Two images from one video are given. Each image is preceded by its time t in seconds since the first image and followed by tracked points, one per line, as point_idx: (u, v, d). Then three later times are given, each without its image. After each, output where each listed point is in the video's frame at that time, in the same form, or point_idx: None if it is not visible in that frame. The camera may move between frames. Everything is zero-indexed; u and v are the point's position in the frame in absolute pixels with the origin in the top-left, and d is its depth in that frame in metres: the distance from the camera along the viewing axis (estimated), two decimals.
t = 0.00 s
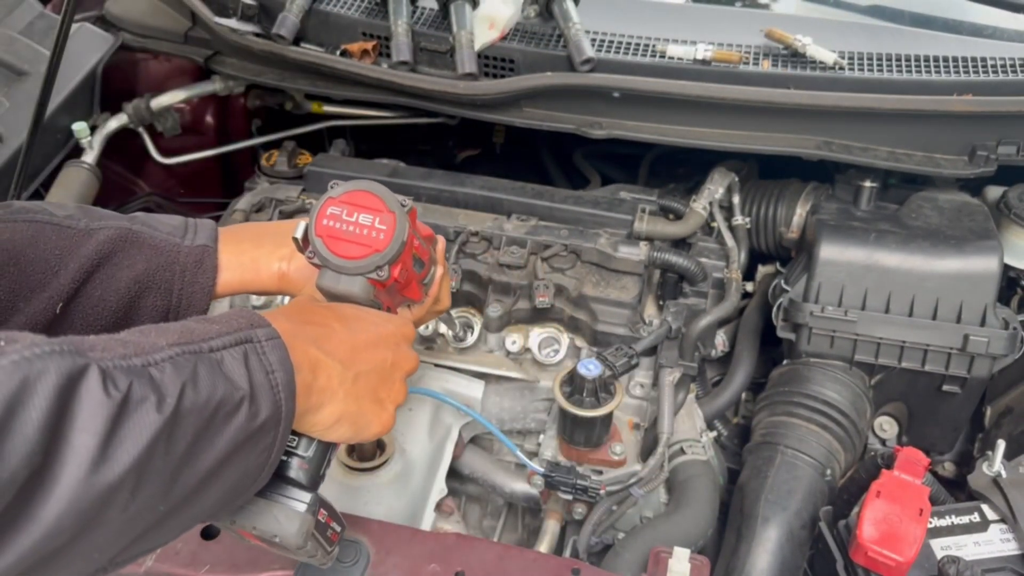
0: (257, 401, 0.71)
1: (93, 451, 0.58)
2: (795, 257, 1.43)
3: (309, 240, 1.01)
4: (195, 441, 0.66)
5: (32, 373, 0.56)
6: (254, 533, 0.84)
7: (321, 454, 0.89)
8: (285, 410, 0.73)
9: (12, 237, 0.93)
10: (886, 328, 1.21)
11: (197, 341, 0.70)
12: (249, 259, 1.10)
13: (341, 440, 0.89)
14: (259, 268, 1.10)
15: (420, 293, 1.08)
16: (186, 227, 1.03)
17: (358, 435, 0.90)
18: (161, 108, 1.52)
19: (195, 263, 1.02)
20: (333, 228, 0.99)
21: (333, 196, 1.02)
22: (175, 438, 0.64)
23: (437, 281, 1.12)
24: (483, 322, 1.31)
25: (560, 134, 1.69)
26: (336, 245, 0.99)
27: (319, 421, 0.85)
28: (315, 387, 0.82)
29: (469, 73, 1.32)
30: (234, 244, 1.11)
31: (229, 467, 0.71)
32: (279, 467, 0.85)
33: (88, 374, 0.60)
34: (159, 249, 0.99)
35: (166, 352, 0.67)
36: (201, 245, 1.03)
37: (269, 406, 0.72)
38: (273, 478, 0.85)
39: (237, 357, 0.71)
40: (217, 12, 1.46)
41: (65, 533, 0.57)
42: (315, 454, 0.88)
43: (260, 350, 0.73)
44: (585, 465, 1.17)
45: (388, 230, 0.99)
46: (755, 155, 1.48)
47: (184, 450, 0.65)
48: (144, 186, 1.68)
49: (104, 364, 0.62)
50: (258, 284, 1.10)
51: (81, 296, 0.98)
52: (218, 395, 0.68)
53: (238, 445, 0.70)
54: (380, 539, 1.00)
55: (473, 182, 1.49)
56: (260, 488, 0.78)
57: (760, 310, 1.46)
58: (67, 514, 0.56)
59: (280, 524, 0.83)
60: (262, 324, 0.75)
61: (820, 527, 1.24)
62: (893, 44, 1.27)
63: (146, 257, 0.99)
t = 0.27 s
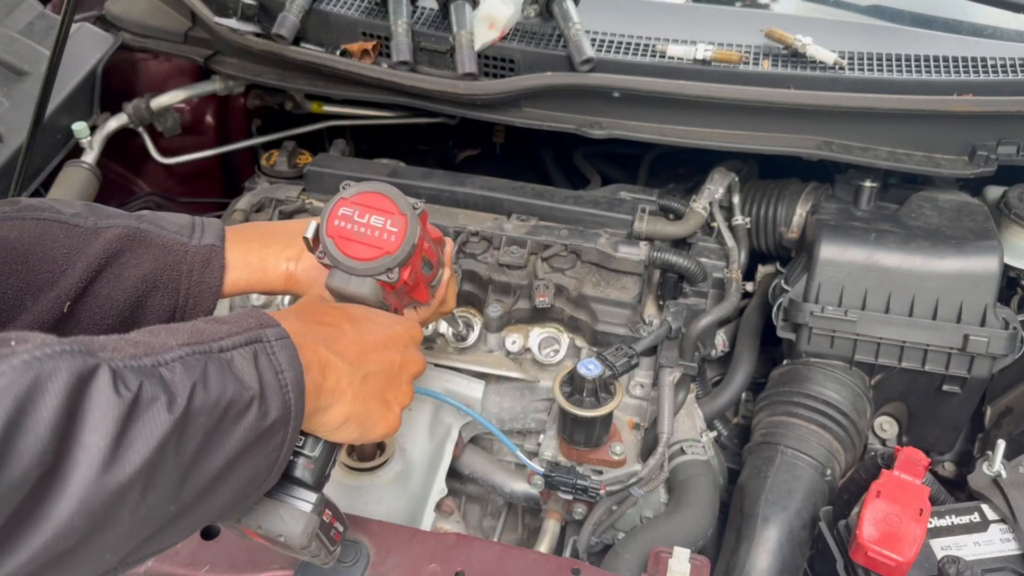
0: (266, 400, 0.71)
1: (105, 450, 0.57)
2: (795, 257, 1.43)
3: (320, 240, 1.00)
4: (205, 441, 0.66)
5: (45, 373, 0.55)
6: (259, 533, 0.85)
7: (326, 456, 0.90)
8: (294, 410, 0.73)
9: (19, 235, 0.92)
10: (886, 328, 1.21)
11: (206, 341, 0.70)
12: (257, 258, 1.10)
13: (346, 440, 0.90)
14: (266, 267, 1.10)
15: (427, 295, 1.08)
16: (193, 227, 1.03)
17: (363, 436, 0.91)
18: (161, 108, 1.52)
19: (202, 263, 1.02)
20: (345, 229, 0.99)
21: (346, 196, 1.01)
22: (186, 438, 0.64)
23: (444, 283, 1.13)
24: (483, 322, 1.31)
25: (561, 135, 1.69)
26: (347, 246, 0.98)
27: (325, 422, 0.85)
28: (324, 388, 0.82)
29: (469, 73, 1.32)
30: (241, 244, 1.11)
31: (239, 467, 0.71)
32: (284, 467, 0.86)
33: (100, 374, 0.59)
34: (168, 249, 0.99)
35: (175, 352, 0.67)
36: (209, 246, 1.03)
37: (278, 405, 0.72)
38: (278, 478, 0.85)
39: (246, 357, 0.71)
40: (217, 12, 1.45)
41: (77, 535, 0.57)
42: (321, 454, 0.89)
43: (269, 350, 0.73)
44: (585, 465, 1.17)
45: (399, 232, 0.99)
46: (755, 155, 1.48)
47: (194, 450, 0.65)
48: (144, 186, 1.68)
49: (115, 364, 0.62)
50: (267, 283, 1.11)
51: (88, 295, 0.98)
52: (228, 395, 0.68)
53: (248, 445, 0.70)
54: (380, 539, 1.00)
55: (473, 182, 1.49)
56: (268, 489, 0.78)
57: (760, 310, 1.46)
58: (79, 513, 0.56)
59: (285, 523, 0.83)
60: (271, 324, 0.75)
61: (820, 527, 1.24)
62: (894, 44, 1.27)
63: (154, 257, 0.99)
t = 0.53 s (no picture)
0: (271, 393, 0.71)
1: (111, 443, 0.57)
2: (795, 257, 1.43)
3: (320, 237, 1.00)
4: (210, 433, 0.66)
5: (52, 366, 0.55)
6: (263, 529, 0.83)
7: (329, 451, 0.90)
8: (298, 403, 0.73)
9: (21, 234, 0.91)
10: (887, 328, 1.21)
11: (211, 334, 0.70)
12: (258, 257, 1.10)
13: (346, 435, 0.90)
14: (267, 266, 1.11)
15: (428, 292, 1.08)
16: (195, 226, 1.03)
17: (363, 431, 0.91)
18: (161, 108, 1.52)
19: (204, 262, 1.02)
20: (345, 226, 0.99)
21: (346, 192, 1.02)
22: (191, 430, 0.64)
23: (444, 280, 1.13)
24: (483, 322, 1.31)
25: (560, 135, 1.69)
26: (347, 242, 0.98)
27: (326, 417, 0.85)
28: (327, 382, 0.82)
29: (469, 73, 1.32)
30: (240, 243, 1.11)
31: (243, 460, 0.70)
32: (288, 463, 0.86)
33: (106, 366, 0.59)
34: (170, 249, 0.99)
35: (180, 345, 0.67)
36: (210, 245, 1.03)
37: (282, 398, 0.71)
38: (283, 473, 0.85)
39: (251, 350, 0.71)
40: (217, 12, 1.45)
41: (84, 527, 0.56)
42: (323, 450, 0.88)
43: (273, 343, 0.73)
44: (585, 465, 1.17)
45: (399, 228, 0.99)
46: (755, 155, 1.48)
47: (200, 443, 0.65)
48: (144, 186, 1.68)
49: (120, 357, 0.61)
50: (268, 283, 1.11)
51: (90, 293, 0.98)
52: (233, 388, 0.67)
53: (252, 438, 0.70)
54: (380, 539, 1.00)
55: (473, 181, 1.49)
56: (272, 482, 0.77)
57: (760, 310, 1.46)
58: (85, 505, 0.56)
59: (289, 518, 0.82)
60: (274, 317, 0.75)
61: (820, 527, 1.24)
62: (894, 44, 1.27)
63: (155, 256, 0.99)
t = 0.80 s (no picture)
0: (275, 379, 0.71)
1: (119, 426, 0.57)
2: (795, 257, 1.43)
3: (316, 231, 1.00)
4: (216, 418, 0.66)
5: (57, 349, 0.55)
6: (276, 522, 0.83)
7: (340, 441, 0.88)
8: (303, 389, 0.73)
9: (22, 230, 0.91)
10: (886, 328, 1.21)
11: (214, 321, 0.70)
12: (259, 253, 1.10)
13: (353, 425, 0.89)
14: (267, 262, 1.11)
15: (427, 283, 1.08)
16: (195, 222, 1.04)
17: (371, 420, 0.90)
18: (161, 108, 1.52)
19: (205, 257, 1.02)
20: (340, 218, 0.99)
21: (338, 185, 1.02)
22: (197, 415, 0.64)
23: (443, 271, 1.13)
24: (483, 322, 1.31)
25: (560, 134, 1.69)
26: (343, 233, 0.98)
27: (332, 406, 0.84)
28: (330, 369, 0.82)
29: (469, 73, 1.32)
30: (241, 239, 1.11)
31: (249, 446, 0.70)
32: (298, 454, 0.85)
33: (112, 350, 0.59)
34: (171, 244, 0.99)
35: (184, 331, 0.67)
36: (211, 241, 1.03)
37: (286, 384, 0.71)
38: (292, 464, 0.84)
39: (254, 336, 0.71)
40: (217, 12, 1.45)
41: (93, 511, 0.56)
42: (334, 440, 0.87)
43: (276, 330, 0.73)
44: (585, 465, 1.17)
45: (395, 217, 0.98)
46: (755, 155, 1.48)
47: (206, 427, 0.65)
48: (144, 185, 1.68)
49: (126, 342, 0.61)
50: (268, 278, 1.11)
51: (92, 289, 0.98)
52: (238, 372, 0.67)
53: (258, 423, 0.69)
54: (380, 540, 1.00)
55: (473, 182, 1.49)
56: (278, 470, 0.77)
57: (760, 310, 1.46)
58: (96, 488, 0.55)
59: (302, 508, 0.82)
60: (276, 306, 0.75)
61: (820, 527, 1.24)
62: (894, 44, 1.27)
63: (156, 252, 0.99)
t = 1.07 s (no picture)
0: (288, 356, 0.71)
1: (140, 393, 0.57)
2: (795, 257, 1.43)
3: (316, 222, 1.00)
4: (231, 394, 0.66)
5: (79, 315, 0.55)
6: (287, 510, 0.81)
7: (346, 431, 0.88)
8: (315, 367, 0.73)
9: (19, 229, 0.91)
10: (886, 328, 1.21)
11: (224, 301, 0.71)
12: (255, 249, 1.12)
13: (364, 413, 0.91)
14: (263, 260, 1.12)
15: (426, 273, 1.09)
16: (189, 220, 1.06)
17: (380, 406, 0.92)
18: (161, 108, 1.52)
19: (201, 254, 1.05)
20: (338, 207, 0.98)
21: (335, 175, 1.01)
22: (214, 387, 0.64)
23: (441, 262, 1.15)
24: (482, 322, 1.31)
25: (561, 134, 1.69)
26: (342, 222, 0.98)
27: (343, 391, 0.86)
28: (338, 354, 0.85)
29: (469, 73, 1.32)
30: (237, 237, 1.12)
31: (265, 425, 0.70)
32: (306, 443, 0.84)
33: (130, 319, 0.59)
34: (169, 242, 1.01)
35: (196, 309, 0.68)
36: (206, 237, 1.06)
37: (300, 361, 0.72)
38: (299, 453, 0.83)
39: (265, 317, 0.72)
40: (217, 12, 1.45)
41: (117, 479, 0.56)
42: (341, 428, 0.87)
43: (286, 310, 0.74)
44: (585, 465, 1.17)
45: (393, 204, 0.98)
46: (755, 155, 1.48)
47: (223, 400, 0.65)
48: (144, 186, 1.68)
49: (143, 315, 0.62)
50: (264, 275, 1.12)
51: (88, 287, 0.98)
52: (251, 348, 0.68)
53: (273, 400, 0.70)
54: (380, 540, 1.00)
55: (473, 182, 1.49)
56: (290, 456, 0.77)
57: (760, 310, 1.46)
58: (122, 452, 0.55)
59: (312, 494, 0.80)
60: (283, 289, 0.76)
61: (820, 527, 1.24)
62: (894, 44, 1.27)
63: (153, 250, 1.00)
